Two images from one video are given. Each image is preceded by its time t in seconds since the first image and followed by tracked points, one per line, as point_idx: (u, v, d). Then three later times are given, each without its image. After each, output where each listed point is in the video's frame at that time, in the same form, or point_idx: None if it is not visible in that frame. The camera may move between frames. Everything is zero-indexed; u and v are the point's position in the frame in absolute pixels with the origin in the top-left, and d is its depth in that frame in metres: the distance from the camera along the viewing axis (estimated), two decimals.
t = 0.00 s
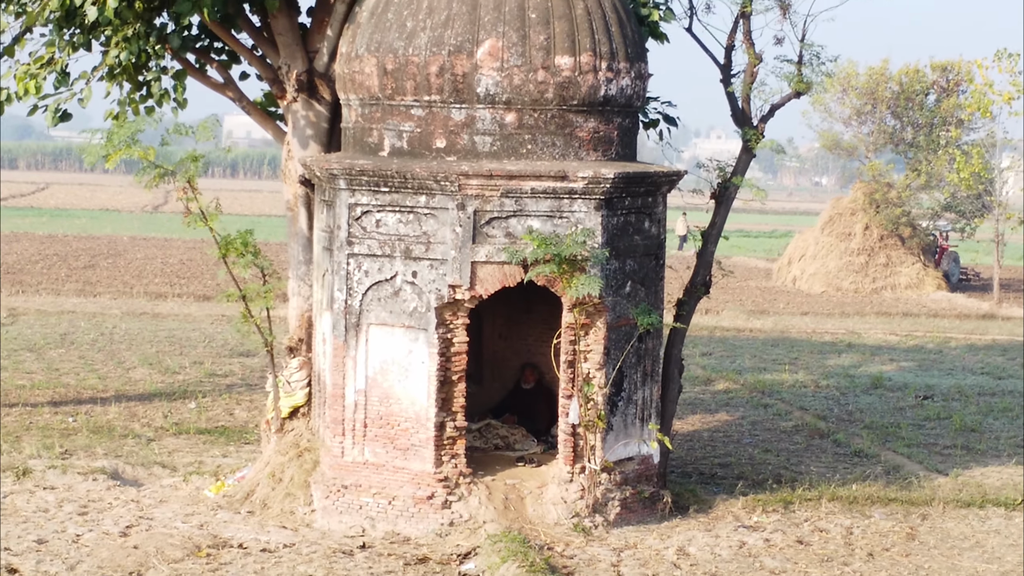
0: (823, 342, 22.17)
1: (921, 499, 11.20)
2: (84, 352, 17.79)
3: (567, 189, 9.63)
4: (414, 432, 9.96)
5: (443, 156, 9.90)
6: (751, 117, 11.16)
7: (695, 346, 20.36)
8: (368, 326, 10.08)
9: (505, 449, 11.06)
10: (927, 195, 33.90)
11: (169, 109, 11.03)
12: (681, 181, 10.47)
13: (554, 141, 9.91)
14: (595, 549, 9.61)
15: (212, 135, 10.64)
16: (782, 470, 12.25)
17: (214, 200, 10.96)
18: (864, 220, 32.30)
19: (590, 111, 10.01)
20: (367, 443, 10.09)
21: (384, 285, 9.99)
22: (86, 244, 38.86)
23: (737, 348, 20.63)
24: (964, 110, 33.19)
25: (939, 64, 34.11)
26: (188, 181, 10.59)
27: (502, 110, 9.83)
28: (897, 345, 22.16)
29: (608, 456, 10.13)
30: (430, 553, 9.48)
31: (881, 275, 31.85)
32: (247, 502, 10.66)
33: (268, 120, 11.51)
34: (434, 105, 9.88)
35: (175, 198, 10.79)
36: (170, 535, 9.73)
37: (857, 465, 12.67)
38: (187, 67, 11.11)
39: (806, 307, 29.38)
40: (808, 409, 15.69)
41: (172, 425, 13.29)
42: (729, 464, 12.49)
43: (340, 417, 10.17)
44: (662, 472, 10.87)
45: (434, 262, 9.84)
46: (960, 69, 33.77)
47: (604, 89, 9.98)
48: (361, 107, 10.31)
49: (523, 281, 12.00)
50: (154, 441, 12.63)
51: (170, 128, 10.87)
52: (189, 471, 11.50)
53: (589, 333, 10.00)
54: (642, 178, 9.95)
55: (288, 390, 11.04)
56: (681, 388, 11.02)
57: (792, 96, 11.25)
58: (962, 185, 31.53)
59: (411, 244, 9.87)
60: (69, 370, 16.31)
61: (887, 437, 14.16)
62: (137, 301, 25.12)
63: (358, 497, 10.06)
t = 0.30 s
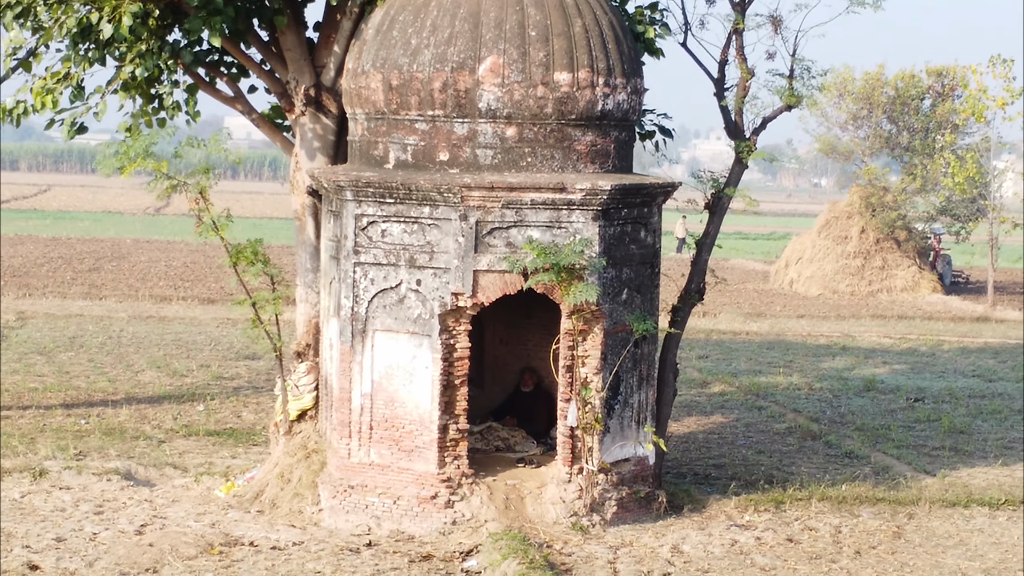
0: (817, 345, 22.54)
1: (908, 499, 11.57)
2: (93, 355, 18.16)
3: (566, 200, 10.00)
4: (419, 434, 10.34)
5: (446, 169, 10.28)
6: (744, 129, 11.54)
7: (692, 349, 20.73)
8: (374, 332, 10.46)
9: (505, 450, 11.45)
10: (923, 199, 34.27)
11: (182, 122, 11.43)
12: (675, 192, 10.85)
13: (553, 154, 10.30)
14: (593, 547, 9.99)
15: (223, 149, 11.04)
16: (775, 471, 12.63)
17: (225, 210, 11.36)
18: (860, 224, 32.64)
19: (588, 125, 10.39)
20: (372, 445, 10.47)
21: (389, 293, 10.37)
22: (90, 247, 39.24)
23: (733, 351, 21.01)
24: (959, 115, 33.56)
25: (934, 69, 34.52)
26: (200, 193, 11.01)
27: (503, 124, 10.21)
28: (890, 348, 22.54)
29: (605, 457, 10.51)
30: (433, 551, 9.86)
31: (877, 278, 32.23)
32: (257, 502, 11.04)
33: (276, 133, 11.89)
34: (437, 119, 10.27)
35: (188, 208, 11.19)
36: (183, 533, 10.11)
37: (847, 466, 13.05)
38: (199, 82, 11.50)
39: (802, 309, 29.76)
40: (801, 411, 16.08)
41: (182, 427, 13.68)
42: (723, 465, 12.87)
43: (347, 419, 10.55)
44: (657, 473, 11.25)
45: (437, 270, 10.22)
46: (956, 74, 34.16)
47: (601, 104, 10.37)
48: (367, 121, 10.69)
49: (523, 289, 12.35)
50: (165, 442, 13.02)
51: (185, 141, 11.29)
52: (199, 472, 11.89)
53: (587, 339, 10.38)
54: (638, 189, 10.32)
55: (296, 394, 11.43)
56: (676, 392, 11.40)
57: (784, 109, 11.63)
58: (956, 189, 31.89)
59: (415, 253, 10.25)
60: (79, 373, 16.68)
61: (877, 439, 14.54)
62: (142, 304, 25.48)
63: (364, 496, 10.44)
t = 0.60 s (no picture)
0: (812, 347, 22.93)
1: (896, 499, 11.95)
2: (101, 358, 18.55)
3: (564, 211, 10.37)
4: (423, 436, 10.73)
5: (449, 180, 10.67)
6: (737, 141, 11.93)
7: (689, 352, 21.13)
8: (379, 337, 10.84)
9: (506, 452, 11.83)
10: (918, 203, 34.65)
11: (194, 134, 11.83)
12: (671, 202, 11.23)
13: (552, 166, 10.68)
14: (590, 545, 10.37)
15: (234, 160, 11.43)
16: (767, 472, 13.02)
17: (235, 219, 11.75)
18: (857, 226, 32.90)
19: (586, 138, 10.78)
20: (378, 446, 10.86)
21: (395, 300, 10.75)
22: (94, 249, 39.62)
23: (729, 354, 21.40)
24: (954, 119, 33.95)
25: (930, 74, 35.01)
26: (212, 203, 11.39)
27: (504, 137, 10.58)
28: (884, 350, 22.93)
29: (602, 458, 10.89)
30: (437, 549, 10.24)
31: (873, 281, 32.62)
32: (266, 502, 11.43)
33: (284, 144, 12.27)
34: (441, 133, 10.64)
35: (199, 218, 11.57)
36: (196, 531, 10.50)
37: (838, 466, 13.43)
38: (210, 95, 11.89)
39: (799, 312, 30.14)
40: (794, 413, 16.46)
41: (192, 429, 14.07)
42: (717, 466, 13.26)
43: (353, 422, 10.93)
44: (652, 474, 11.64)
45: (441, 278, 10.59)
46: (951, 79, 34.59)
47: (598, 117, 10.75)
48: (373, 134, 11.08)
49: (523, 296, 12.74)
50: (176, 444, 13.41)
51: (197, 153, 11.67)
52: (210, 473, 12.28)
53: (585, 344, 10.76)
54: (634, 200, 10.69)
55: (304, 397, 11.82)
56: (671, 395, 11.78)
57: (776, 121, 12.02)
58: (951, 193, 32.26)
59: (419, 262, 10.63)
60: (89, 376, 17.07)
61: (868, 440, 14.92)
62: (148, 307, 25.87)
63: (370, 496, 10.83)
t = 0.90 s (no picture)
0: (807, 351, 23.30)
1: (885, 500, 12.34)
2: (110, 361, 18.94)
3: (563, 222, 10.75)
4: (427, 439, 11.11)
5: (452, 192, 11.05)
6: (730, 153, 12.32)
7: (686, 356, 21.51)
8: (385, 344, 11.21)
9: (507, 454, 12.22)
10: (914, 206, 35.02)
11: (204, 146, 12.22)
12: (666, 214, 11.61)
13: (551, 178, 11.07)
14: (588, 544, 10.75)
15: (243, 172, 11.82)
16: (761, 473, 13.40)
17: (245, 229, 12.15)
18: (854, 230, 33.48)
19: (584, 151, 11.17)
20: (384, 449, 11.24)
21: (400, 307, 11.12)
22: (98, 252, 39.96)
23: (725, 357, 21.78)
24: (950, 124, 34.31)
25: (926, 79, 35.38)
26: (222, 214, 11.79)
27: (505, 151, 10.97)
28: (878, 354, 23.31)
29: (600, 460, 11.27)
30: (441, 548, 10.62)
31: (870, 284, 33.00)
32: (275, 502, 11.83)
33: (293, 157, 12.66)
34: (444, 146, 11.03)
35: (210, 228, 11.97)
36: (209, 531, 10.89)
37: (829, 468, 13.81)
38: (220, 108, 12.28)
39: (796, 315, 30.52)
40: (789, 416, 16.84)
41: (201, 431, 14.46)
42: (712, 467, 13.65)
43: (360, 425, 11.32)
44: (649, 475, 12.02)
45: (444, 286, 10.97)
46: (946, 84, 34.98)
47: (596, 131, 11.14)
48: (379, 147, 11.48)
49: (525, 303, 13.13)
50: (186, 446, 13.80)
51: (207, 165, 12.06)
52: (220, 474, 12.67)
53: (583, 350, 11.15)
54: (631, 211, 11.07)
55: (311, 401, 12.30)
56: (667, 400, 12.18)
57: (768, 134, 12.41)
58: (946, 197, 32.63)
59: (423, 271, 11.01)
60: (99, 380, 17.45)
61: (860, 443, 15.30)
62: (154, 311, 26.24)
63: (376, 497, 11.22)
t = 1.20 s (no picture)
0: (804, 355, 23.65)
1: (876, 502, 12.71)
2: (119, 365, 19.30)
3: (563, 233, 11.11)
4: (431, 443, 11.47)
5: (455, 205, 11.42)
6: (725, 165, 12.68)
7: (684, 359, 21.88)
8: (390, 351, 11.57)
9: (509, 458, 12.58)
10: (911, 210, 35.37)
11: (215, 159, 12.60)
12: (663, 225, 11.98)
13: (551, 192, 11.43)
14: (587, 545, 11.12)
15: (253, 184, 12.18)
16: (755, 476, 13.77)
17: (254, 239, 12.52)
18: (851, 234, 33.83)
19: (583, 165, 11.54)
20: (389, 453, 11.60)
21: (405, 316, 11.48)
22: (103, 256, 40.31)
23: (723, 361, 22.14)
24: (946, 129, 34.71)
25: (923, 84, 35.73)
26: (233, 225, 12.16)
27: (507, 165, 11.33)
28: (873, 357, 23.67)
29: (599, 464, 11.64)
30: (444, 549, 10.99)
31: (867, 287, 33.31)
32: (284, 505, 12.20)
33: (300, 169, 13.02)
34: (448, 160, 11.39)
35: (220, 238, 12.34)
36: (220, 533, 11.26)
37: (822, 471, 14.18)
38: (229, 121, 12.64)
39: (793, 318, 30.86)
40: (784, 419, 17.21)
41: (210, 435, 14.82)
42: (708, 470, 14.02)
43: (366, 430, 11.68)
44: (646, 478, 12.39)
45: (448, 295, 11.33)
46: (943, 89, 35.35)
47: (595, 145, 11.50)
48: (385, 161, 11.85)
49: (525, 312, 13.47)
50: (196, 449, 14.16)
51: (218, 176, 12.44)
52: (229, 477, 13.04)
53: (582, 357, 11.51)
54: (629, 223, 11.43)
55: (319, 406, 12.59)
56: (664, 405, 12.54)
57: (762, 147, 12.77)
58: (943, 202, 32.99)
59: (427, 280, 11.37)
60: (109, 384, 17.81)
61: (853, 446, 15.67)
62: (160, 315, 26.59)
63: (382, 499, 11.58)
